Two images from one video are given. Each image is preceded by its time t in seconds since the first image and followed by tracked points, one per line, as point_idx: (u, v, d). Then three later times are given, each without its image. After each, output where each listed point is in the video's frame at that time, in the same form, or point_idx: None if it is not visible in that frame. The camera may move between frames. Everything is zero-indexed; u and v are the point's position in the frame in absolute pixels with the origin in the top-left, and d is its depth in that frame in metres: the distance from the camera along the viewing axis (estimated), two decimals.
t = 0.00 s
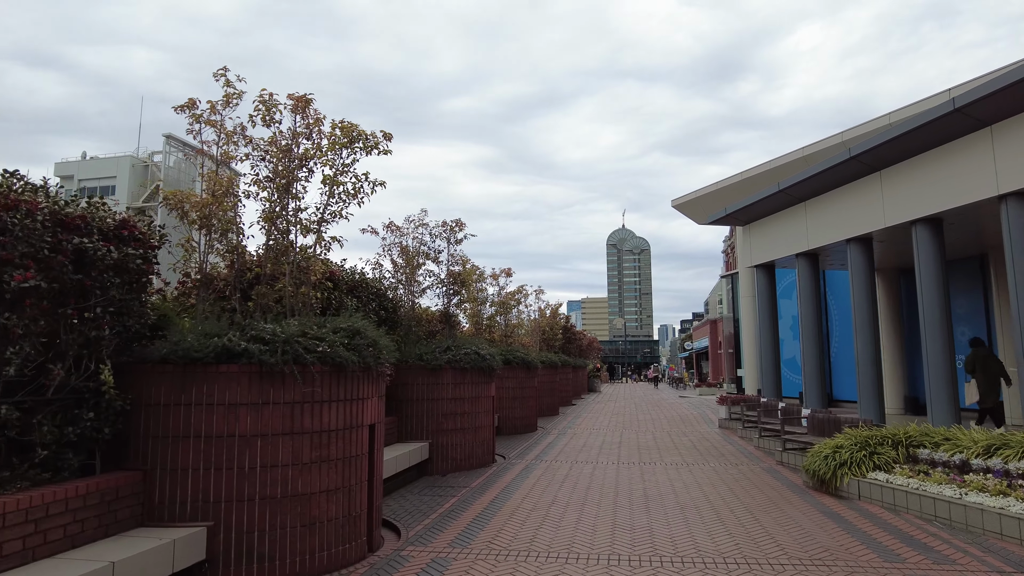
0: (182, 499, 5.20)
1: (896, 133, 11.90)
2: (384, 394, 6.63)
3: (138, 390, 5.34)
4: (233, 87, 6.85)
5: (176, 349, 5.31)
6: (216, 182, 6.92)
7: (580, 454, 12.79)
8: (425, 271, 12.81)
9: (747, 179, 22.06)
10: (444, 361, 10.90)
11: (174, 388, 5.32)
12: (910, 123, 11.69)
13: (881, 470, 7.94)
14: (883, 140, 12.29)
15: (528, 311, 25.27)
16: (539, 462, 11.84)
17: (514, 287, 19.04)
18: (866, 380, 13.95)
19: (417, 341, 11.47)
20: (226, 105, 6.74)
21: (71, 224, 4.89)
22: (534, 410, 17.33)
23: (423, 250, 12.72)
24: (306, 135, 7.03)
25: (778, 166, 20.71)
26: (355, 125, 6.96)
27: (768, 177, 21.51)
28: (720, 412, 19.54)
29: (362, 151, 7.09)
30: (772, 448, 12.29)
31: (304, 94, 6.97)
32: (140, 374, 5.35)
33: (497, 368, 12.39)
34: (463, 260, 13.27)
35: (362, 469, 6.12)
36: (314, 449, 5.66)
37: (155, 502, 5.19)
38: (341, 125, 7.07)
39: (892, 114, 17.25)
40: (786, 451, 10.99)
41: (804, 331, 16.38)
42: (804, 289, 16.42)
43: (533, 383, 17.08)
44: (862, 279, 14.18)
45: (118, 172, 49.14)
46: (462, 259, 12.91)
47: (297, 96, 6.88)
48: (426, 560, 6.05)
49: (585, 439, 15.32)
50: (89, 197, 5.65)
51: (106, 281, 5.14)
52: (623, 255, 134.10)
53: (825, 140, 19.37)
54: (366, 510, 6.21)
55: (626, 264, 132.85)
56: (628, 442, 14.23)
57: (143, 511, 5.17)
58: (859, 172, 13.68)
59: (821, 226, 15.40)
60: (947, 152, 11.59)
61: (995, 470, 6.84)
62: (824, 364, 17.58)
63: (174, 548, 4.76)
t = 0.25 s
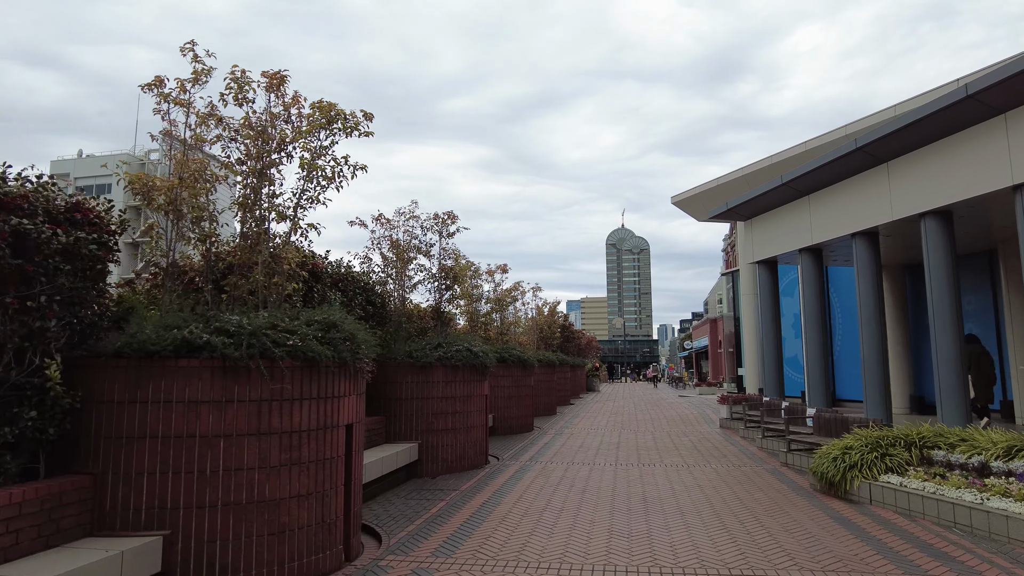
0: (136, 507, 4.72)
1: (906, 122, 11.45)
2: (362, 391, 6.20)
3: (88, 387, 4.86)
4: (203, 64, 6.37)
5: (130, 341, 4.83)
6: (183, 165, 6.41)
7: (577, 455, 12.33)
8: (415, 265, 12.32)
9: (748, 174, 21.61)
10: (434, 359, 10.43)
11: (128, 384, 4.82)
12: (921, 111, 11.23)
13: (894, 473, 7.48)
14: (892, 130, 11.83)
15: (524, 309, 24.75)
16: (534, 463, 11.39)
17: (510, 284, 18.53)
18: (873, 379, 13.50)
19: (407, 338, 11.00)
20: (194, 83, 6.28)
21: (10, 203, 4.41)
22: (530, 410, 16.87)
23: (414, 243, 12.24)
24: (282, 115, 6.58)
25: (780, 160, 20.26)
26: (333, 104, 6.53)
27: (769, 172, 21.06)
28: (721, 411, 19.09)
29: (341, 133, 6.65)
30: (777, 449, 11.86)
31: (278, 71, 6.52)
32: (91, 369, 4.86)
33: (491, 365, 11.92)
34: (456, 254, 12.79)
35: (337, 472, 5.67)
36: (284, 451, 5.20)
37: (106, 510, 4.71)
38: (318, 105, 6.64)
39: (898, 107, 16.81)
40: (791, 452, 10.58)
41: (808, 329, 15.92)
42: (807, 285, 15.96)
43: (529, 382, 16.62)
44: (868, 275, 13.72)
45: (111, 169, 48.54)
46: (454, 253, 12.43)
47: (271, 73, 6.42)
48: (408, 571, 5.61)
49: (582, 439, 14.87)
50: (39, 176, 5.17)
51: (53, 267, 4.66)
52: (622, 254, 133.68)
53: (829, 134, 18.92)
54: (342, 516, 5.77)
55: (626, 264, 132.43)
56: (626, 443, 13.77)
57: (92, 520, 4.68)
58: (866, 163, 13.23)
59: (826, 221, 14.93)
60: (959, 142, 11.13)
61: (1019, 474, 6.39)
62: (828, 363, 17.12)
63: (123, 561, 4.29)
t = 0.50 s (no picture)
0: (80, 530, 4.24)
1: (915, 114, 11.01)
2: (336, 399, 5.75)
3: (28, 395, 4.39)
4: (165, 45, 5.90)
5: (74, 346, 4.35)
6: (144, 155, 5.89)
7: (572, 461, 11.88)
8: (404, 265, 11.85)
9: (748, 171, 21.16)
10: (423, 362, 9.99)
11: (71, 393, 4.34)
12: (930, 103, 10.79)
13: (906, 483, 7.04)
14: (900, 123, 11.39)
15: (521, 309, 24.28)
16: (528, 470, 10.95)
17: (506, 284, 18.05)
18: (879, 382, 13.06)
19: (395, 341, 10.56)
20: (156, 66, 5.82)
21: None
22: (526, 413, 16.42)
23: (402, 242, 11.78)
24: (253, 102, 6.17)
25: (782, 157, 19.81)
26: (306, 89, 6.12)
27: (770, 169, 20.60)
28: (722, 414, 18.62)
29: (315, 120, 6.24)
30: (782, 456, 11.40)
31: (247, 54, 6.05)
32: (32, 377, 4.40)
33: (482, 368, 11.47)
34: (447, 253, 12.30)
35: (307, 489, 5.22)
36: (247, 465, 4.75)
37: (46, 534, 4.24)
38: (291, 90, 6.24)
39: (903, 101, 16.37)
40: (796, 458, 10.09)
41: (811, 330, 15.47)
42: (810, 284, 15.50)
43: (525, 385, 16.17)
44: (874, 274, 13.27)
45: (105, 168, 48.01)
46: (444, 252, 11.96)
47: (240, 55, 5.96)
48: None
49: (578, 444, 14.40)
50: None
51: None
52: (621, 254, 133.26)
53: (832, 130, 18.47)
54: (313, 535, 5.32)
55: (625, 264, 132.01)
56: (624, 448, 13.34)
57: (30, 545, 4.21)
58: (872, 158, 12.78)
59: (830, 218, 14.49)
60: (970, 134, 10.69)
61: None
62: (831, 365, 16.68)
63: None
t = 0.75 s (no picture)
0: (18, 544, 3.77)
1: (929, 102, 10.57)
2: (312, 399, 5.31)
3: None
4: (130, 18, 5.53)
5: (15, 337, 3.88)
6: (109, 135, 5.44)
7: (571, 464, 11.43)
8: (396, 260, 11.40)
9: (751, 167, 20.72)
10: (415, 360, 9.55)
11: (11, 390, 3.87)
12: (945, 91, 10.36)
13: (929, 489, 6.58)
14: (913, 111, 10.93)
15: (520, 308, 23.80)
16: (524, 473, 10.50)
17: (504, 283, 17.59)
18: (890, 382, 12.59)
19: (386, 339, 10.13)
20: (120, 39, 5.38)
21: None
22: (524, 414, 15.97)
23: (394, 236, 11.33)
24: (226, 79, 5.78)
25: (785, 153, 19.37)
26: (283, 66, 5.89)
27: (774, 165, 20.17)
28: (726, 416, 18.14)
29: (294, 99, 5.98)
30: (790, 459, 10.91)
31: (220, 27, 5.62)
32: None
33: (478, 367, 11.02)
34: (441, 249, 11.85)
35: (279, 496, 4.76)
36: (211, 471, 4.29)
37: None
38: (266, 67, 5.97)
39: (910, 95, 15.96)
40: (806, 462, 9.58)
41: (818, 329, 15.00)
42: (817, 281, 15.02)
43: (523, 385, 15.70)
44: (884, 270, 12.82)
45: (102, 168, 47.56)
46: (438, 247, 11.51)
47: (211, 28, 5.54)
48: None
49: (578, 446, 13.93)
50: None
51: None
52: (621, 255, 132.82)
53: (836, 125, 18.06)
54: (286, 547, 4.86)
55: (625, 265, 131.57)
56: (625, 451, 12.88)
57: None
58: (881, 150, 12.34)
59: (837, 213, 14.04)
60: (987, 123, 10.26)
61: None
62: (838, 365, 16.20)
63: None
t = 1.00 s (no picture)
0: None
1: (948, 90, 10.06)
2: (283, 405, 4.83)
3: None
4: None
5: None
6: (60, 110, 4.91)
7: (571, 470, 10.93)
8: (388, 256, 10.88)
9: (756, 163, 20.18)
10: (407, 361, 9.06)
11: None
12: (964, 78, 9.85)
13: (957, 502, 6.06)
14: (929, 100, 10.42)
15: (519, 307, 23.30)
16: (521, 480, 10.02)
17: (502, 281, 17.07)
18: (902, 384, 12.07)
19: (376, 340, 9.66)
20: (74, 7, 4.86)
21: None
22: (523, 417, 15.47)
23: (386, 231, 10.81)
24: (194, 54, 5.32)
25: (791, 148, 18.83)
26: (257, 37, 5.40)
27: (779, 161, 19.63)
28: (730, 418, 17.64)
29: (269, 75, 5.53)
30: (801, 464, 10.39)
31: None
32: None
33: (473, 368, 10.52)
34: (436, 244, 11.33)
35: (244, 513, 4.26)
36: (165, 487, 3.81)
37: None
38: (238, 39, 5.45)
39: (922, 87, 15.44)
40: (819, 468, 9.06)
41: (826, 329, 14.48)
42: (825, 278, 14.48)
43: (521, 386, 15.19)
44: (896, 267, 12.28)
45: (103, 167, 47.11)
46: (433, 243, 10.99)
47: None
48: None
49: (578, 450, 13.43)
50: None
51: None
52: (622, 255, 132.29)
53: (844, 119, 17.53)
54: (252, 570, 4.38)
55: (625, 265, 131.09)
56: (627, 455, 12.41)
57: None
58: (895, 142, 11.84)
59: (847, 209, 13.52)
60: (1008, 112, 9.75)
61: None
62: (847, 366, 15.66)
63: None
